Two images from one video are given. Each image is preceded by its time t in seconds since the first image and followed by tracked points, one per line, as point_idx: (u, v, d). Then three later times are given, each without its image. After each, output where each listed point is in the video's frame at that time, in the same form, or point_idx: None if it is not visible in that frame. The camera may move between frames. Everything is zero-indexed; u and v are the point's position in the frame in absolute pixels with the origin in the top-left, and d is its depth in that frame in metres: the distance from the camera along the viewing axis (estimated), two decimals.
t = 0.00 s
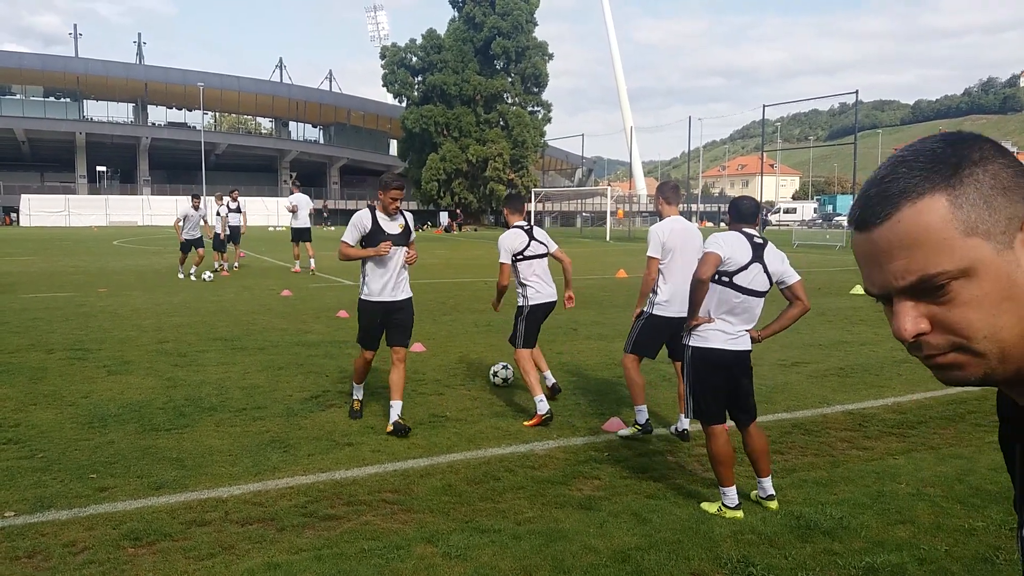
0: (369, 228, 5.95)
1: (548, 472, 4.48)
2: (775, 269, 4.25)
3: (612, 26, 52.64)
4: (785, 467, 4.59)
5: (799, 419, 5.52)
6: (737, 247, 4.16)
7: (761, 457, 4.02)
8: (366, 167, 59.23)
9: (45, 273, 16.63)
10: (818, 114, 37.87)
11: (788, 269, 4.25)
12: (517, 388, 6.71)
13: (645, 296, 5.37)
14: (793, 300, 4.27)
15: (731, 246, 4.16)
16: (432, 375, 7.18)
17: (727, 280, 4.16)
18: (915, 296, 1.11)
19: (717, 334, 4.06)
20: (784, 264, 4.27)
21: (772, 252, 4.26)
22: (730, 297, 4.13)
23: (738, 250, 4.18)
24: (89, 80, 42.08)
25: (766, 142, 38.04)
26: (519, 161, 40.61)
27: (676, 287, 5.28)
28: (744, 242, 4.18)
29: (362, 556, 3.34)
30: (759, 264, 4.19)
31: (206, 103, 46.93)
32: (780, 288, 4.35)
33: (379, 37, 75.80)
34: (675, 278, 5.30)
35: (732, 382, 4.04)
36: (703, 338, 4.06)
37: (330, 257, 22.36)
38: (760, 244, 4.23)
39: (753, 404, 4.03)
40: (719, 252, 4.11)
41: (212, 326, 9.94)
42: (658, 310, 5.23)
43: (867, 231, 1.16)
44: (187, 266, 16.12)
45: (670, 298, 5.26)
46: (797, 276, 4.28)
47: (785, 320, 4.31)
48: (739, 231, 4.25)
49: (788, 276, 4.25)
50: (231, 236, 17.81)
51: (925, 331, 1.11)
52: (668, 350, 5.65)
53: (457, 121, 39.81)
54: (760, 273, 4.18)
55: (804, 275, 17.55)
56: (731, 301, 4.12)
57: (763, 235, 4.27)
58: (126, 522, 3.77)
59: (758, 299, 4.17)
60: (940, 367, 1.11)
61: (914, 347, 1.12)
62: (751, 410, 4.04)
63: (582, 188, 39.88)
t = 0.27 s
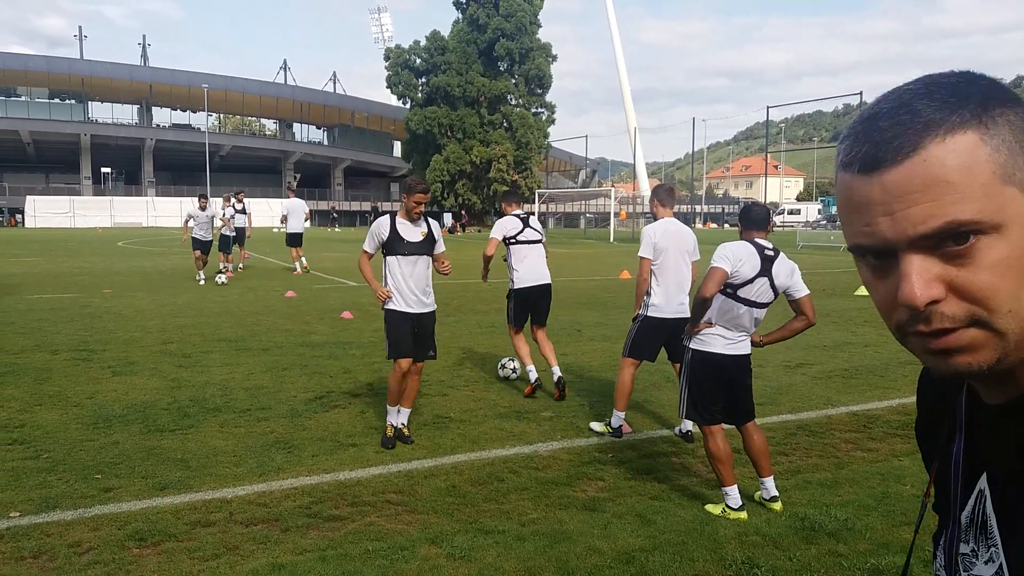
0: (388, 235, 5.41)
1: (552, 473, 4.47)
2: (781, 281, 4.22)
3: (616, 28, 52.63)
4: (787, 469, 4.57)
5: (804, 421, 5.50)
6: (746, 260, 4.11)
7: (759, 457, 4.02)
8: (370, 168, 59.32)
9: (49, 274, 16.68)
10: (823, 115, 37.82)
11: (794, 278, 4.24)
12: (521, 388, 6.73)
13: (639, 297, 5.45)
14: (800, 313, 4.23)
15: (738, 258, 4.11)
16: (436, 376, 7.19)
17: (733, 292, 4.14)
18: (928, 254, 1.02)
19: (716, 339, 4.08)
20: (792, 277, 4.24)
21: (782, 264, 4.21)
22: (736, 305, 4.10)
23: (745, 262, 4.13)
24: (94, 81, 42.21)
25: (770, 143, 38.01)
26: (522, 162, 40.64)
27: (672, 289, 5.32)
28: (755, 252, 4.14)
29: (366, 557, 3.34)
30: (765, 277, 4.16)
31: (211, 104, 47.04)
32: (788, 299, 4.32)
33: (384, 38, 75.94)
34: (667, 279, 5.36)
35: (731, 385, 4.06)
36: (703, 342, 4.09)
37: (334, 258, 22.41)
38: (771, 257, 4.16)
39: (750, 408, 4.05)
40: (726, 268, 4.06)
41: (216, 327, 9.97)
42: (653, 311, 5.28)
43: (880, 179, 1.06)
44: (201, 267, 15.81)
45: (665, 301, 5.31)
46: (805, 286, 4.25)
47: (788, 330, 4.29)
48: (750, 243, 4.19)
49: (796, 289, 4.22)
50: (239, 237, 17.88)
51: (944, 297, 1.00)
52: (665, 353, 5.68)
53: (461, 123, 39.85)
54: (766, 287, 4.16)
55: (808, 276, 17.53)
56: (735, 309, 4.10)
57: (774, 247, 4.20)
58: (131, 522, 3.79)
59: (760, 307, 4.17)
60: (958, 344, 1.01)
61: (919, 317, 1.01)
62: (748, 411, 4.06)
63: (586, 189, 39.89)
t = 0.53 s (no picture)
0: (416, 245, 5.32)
1: (558, 476, 4.47)
2: (792, 286, 4.19)
3: (622, 30, 52.64)
4: (795, 472, 4.55)
5: (812, 424, 5.47)
6: (754, 273, 4.09)
7: (770, 457, 4.04)
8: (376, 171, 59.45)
9: (57, 277, 16.76)
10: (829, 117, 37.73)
11: (807, 281, 4.20)
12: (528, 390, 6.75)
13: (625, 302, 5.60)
14: (813, 315, 4.22)
15: (746, 271, 4.09)
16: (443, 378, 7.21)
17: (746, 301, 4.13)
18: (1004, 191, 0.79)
19: (731, 344, 4.09)
20: (804, 280, 4.19)
21: (792, 270, 4.17)
22: (750, 314, 4.09)
23: (752, 275, 4.10)
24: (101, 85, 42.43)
25: (776, 145, 37.95)
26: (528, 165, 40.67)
27: (653, 292, 5.48)
28: (762, 263, 4.12)
29: (373, 559, 3.35)
30: (775, 286, 4.13)
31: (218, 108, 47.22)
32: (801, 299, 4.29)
33: (390, 41, 76.14)
34: (650, 283, 5.51)
35: (745, 389, 4.09)
36: (716, 348, 4.11)
37: (340, 260, 22.48)
38: (779, 266, 4.14)
39: (765, 408, 4.09)
40: (733, 287, 4.03)
41: (223, 330, 10.02)
42: (635, 316, 5.45)
43: (1012, 73, 0.79)
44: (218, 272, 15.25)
45: (648, 303, 5.47)
46: (817, 289, 4.21)
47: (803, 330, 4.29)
48: (758, 253, 4.15)
49: (810, 292, 4.18)
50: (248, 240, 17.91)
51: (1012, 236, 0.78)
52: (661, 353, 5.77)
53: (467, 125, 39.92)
54: (777, 294, 4.14)
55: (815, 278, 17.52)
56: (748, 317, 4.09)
57: (783, 254, 4.16)
58: (139, 524, 3.80)
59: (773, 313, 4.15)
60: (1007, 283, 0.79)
61: (1019, 266, 0.77)
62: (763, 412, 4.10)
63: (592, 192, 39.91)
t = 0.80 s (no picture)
0: (459, 242, 4.93)
1: (566, 475, 4.46)
2: (808, 278, 4.13)
3: (631, 30, 52.54)
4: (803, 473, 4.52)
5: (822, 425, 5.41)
6: (765, 277, 4.06)
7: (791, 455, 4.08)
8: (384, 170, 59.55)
9: (67, 274, 16.85)
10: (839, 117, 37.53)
11: (823, 270, 4.13)
12: (535, 389, 6.74)
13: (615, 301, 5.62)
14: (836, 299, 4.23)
15: (755, 276, 4.06)
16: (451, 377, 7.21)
17: (763, 303, 4.12)
18: None
19: (757, 346, 4.12)
20: (818, 271, 4.13)
21: (803, 263, 4.11)
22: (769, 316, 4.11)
23: (763, 278, 4.07)
24: (112, 83, 42.63)
25: (785, 145, 37.84)
26: (536, 164, 40.64)
27: (639, 287, 5.49)
28: (771, 265, 4.08)
29: (381, 558, 3.35)
30: (789, 283, 4.10)
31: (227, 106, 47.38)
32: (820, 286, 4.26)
33: (399, 40, 76.25)
34: (635, 279, 5.53)
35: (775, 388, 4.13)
36: (747, 352, 4.12)
37: (348, 259, 22.54)
38: (788, 263, 4.09)
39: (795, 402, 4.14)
40: (746, 297, 4.03)
41: (232, 328, 10.05)
42: (623, 312, 5.46)
43: None
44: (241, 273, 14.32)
45: (635, 298, 5.48)
46: (836, 275, 4.15)
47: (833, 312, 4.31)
48: (765, 255, 4.11)
49: (828, 285, 4.13)
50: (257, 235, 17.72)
51: None
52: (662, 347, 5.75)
53: (475, 125, 39.93)
54: (793, 290, 4.11)
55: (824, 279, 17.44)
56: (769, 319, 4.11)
57: (790, 252, 4.11)
58: (149, 521, 3.82)
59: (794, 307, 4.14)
60: None
61: None
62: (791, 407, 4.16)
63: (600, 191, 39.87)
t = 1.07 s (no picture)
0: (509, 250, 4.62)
1: (577, 476, 4.46)
2: (823, 267, 4.09)
3: (640, 31, 52.50)
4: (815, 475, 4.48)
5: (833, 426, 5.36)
6: (776, 273, 4.05)
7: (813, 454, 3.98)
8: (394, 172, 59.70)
9: (79, 275, 16.98)
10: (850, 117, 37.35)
11: (837, 259, 4.10)
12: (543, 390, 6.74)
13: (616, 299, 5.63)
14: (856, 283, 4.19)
15: (766, 275, 4.06)
16: (460, 378, 7.21)
17: (781, 301, 4.09)
18: None
19: (788, 343, 4.03)
20: (832, 259, 4.10)
21: (813, 254, 4.10)
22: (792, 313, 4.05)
23: (775, 274, 4.06)
24: (123, 85, 42.91)
25: (795, 145, 37.70)
26: (545, 165, 40.64)
27: (641, 286, 5.51)
28: (780, 260, 4.08)
29: (392, 557, 3.36)
30: (804, 275, 4.06)
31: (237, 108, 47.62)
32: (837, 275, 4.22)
33: (408, 42, 76.48)
34: (636, 278, 5.54)
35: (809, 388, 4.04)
36: (780, 354, 4.04)
37: (358, 260, 22.61)
38: (796, 256, 4.08)
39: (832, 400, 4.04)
40: (762, 296, 4.01)
41: (242, 328, 10.10)
42: (627, 313, 5.49)
43: None
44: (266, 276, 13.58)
45: (638, 297, 5.50)
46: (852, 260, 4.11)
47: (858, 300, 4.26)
48: (772, 253, 4.12)
49: (845, 272, 4.09)
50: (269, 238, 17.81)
51: None
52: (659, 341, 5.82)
53: (484, 126, 39.98)
54: (811, 282, 4.06)
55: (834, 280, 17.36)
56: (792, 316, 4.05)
57: (796, 245, 4.11)
58: (161, 520, 3.84)
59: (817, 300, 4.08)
60: None
61: None
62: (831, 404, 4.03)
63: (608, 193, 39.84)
